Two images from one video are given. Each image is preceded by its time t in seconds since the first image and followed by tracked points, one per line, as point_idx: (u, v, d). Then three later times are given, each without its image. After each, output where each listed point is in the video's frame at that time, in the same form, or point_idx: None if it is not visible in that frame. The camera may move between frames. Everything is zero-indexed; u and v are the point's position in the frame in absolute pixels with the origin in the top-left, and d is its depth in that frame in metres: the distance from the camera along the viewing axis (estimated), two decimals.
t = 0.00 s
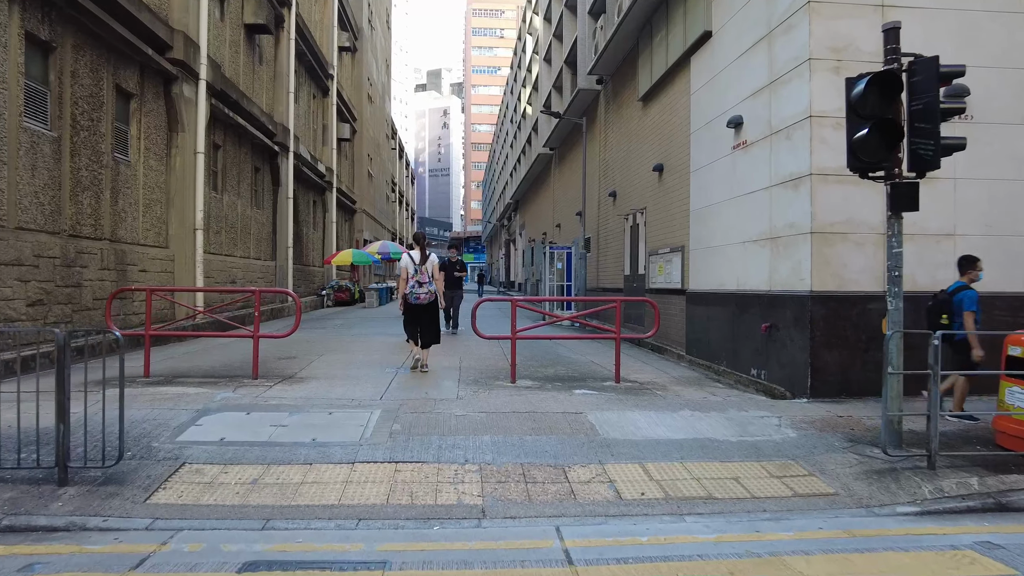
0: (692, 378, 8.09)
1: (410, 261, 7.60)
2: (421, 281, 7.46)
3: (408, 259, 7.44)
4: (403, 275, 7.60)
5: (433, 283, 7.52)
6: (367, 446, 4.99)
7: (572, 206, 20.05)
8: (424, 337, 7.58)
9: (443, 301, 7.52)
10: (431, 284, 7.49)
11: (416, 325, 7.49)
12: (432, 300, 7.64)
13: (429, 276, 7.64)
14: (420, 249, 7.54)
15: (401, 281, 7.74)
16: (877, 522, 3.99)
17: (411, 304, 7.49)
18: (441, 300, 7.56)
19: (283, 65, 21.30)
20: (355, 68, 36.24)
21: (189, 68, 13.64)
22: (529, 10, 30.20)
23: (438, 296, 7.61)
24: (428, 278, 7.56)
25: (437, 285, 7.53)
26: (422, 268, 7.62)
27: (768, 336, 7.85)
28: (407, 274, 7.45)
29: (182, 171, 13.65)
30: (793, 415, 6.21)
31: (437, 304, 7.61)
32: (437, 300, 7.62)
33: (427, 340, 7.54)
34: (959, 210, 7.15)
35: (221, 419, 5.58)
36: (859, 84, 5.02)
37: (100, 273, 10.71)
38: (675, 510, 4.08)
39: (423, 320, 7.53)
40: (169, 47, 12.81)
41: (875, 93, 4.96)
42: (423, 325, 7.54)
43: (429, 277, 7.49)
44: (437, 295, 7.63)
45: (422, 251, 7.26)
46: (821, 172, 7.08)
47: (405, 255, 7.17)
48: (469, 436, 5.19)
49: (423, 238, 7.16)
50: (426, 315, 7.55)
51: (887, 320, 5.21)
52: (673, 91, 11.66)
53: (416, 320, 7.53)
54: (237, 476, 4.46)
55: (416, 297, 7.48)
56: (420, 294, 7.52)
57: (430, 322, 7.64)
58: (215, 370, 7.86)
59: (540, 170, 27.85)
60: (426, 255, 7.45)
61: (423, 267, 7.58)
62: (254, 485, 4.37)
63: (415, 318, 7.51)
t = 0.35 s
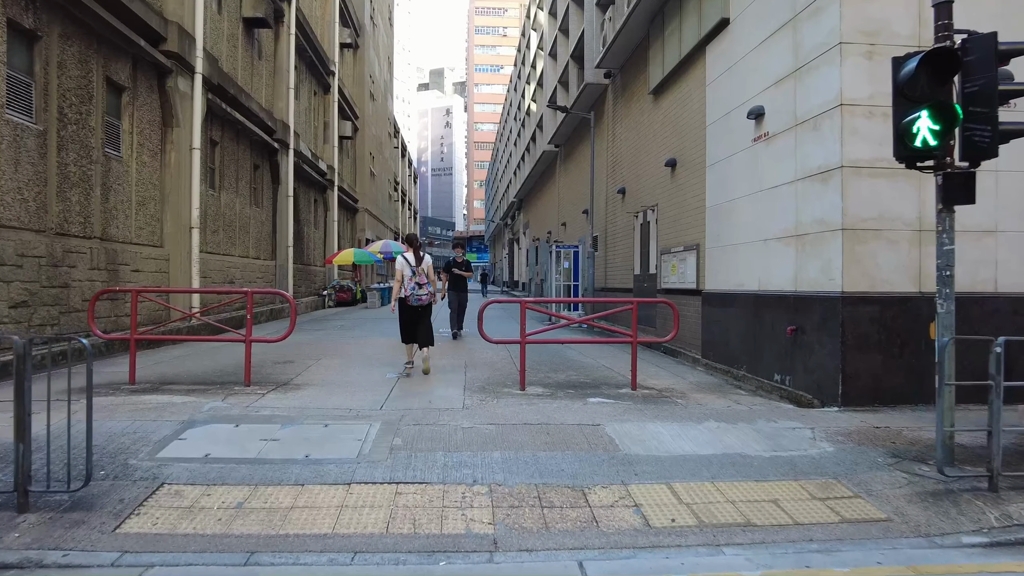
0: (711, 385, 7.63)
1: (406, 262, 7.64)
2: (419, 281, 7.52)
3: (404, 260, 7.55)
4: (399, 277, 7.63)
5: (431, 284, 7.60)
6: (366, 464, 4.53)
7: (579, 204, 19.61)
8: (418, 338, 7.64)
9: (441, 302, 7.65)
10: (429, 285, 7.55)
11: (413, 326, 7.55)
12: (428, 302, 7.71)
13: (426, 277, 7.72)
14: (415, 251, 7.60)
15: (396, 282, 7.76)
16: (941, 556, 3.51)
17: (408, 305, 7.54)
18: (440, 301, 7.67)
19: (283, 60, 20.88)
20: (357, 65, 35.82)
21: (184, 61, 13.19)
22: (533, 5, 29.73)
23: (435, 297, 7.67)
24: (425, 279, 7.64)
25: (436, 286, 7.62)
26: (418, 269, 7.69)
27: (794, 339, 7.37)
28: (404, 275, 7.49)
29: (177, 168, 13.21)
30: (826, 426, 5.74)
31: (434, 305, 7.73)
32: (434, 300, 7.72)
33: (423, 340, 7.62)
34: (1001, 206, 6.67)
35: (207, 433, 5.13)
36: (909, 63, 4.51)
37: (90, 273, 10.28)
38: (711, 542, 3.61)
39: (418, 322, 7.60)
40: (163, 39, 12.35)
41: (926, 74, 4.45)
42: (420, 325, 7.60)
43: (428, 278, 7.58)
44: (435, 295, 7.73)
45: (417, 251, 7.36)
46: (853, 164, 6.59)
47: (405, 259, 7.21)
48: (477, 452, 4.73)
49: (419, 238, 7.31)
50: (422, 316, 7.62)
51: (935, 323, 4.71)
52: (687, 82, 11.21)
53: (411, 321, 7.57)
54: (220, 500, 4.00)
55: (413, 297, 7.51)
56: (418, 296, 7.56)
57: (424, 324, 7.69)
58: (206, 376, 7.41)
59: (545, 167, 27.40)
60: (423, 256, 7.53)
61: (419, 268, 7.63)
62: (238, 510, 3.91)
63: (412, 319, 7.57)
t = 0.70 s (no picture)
0: (740, 389, 7.09)
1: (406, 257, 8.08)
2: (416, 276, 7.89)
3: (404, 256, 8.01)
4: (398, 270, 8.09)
5: (426, 279, 7.98)
6: (369, 483, 3.99)
7: (590, 200, 19.08)
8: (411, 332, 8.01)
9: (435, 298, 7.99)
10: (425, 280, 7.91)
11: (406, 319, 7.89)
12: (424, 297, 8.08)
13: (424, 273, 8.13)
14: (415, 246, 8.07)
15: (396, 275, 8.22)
16: None
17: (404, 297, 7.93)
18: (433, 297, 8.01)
19: (286, 53, 20.41)
20: (363, 60, 35.36)
21: (182, 50, 12.68)
22: None
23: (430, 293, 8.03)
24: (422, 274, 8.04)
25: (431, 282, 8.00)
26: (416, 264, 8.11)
27: (832, 340, 6.81)
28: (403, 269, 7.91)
29: (175, 161, 12.71)
30: (877, 436, 5.17)
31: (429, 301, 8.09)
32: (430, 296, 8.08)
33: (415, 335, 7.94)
34: None
35: (193, 444, 4.62)
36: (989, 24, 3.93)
37: (82, 270, 9.80)
38: None
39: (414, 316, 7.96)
40: (160, 27, 11.85)
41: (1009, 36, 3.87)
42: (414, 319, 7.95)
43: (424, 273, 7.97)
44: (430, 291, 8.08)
45: (417, 247, 7.81)
46: (901, 149, 6.02)
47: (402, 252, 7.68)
48: (494, 469, 4.20)
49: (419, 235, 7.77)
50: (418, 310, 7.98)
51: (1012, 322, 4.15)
52: (708, 68, 10.68)
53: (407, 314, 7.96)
54: (200, 525, 3.46)
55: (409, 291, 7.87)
56: (413, 289, 7.95)
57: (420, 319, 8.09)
58: (199, 380, 6.90)
59: (553, 163, 26.87)
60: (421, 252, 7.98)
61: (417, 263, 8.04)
62: (221, 537, 3.37)
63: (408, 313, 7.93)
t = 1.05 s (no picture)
0: (764, 397, 6.57)
1: (401, 253, 8.56)
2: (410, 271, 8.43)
3: (399, 251, 8.56)
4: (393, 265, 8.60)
5: (420, 274, 8.46)
6: (358, 508, 3.48)
7: (596, 195, 18.58)
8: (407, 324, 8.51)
9: (428, 292, 8.44)
10: (418, 275, 8.43)
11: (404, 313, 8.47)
12: (420, 291, 8.62)
13: (418, 268, 8.68)
14: (411, 243, 8.54)
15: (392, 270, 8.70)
16: None
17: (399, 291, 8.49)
18: (427, 291, 8.49)
19: (284, 46, 19.91)
20: (364, 56, 34.88)
21: (173, 39, 12.18)
22: None
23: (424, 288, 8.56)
24: (416, 269, 8.48)
25: (425, 277, 8.47)
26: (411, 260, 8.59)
27: (865, 342, 6.30)
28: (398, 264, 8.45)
29: (166, 155, 12.21)
30: (928, 450, 4.64)
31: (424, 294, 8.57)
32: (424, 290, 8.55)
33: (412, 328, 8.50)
34: None
35: (163, 459, 4.12)
36: None
37: (64, 267, 9.31)
38: None
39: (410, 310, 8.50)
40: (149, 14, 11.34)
41: None
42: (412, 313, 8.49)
43: (417, 268, 8.45)
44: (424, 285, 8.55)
45: (410, 243, 8.25)
46: (947, 133, 5.49)
47: (396, 250, 8.15)
48: (501, 491, 3.69)
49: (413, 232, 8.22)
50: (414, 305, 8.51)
51: None
52: (724, 56, 10.17)
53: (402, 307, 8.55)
54: (156, 562, 2.93)
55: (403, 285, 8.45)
56: (407, 284, 8.46)
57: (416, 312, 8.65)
58: (182, 385, 6.40)
59: (558, 160, 26.34)
60: (416, 248, 8.46)
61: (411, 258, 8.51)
62: None
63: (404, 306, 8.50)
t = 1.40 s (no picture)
0: (794, 406, 6.08)
1: (398, 253, 8.44)
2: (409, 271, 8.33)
3: (396, 251, 8.43)
4: (391, 266, 8.48)
5: (419, 274, 8.36)
6: (351, 544, 3.00)
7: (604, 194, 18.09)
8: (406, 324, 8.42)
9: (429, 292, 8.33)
10: (418, 274, 8.34)
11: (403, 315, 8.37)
12: (420, 291, 8.51)
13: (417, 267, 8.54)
14: (408, 242, 8.42)
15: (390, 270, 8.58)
16: None
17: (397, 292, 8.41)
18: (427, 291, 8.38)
19: (284, 41, 19.49)
20: (366, 54, 34.45)
21: (167, 29, 11.74)
22: None
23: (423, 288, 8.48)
24: (415, 269, 8.37)
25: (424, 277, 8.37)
26: (409, 260, 8.46)
27: (905, 347, 5.81)
28: (396, 264, 8.36)
29: (160, 150, 11.77)
30: (992, 470, 4.14)
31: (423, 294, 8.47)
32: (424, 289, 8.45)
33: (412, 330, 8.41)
34: None
35: (134, 481, 3.65)
36: None
37: (49, 267, 8.87)
38: None
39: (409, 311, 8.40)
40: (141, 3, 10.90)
41: None
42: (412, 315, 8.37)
43: (416, 268, 8.34)
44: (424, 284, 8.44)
45: (408, 243, 8.12)
46: (1002, 118, 4.99)
47: (395, 251, 8.04)
48: (517, 523, 3.21)
49: (410, 232, 8.16)
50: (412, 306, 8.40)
51: None
52: (743, 45, 9.70)
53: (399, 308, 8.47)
54: None
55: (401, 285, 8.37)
56: (406, 284, 8.35)
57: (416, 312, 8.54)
58: (166, 395, 5.92)
59: (563, 158, 25.87)
60: (414, 248, 8.34)
61: (409, 258, 8.39)
62: None
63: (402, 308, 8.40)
